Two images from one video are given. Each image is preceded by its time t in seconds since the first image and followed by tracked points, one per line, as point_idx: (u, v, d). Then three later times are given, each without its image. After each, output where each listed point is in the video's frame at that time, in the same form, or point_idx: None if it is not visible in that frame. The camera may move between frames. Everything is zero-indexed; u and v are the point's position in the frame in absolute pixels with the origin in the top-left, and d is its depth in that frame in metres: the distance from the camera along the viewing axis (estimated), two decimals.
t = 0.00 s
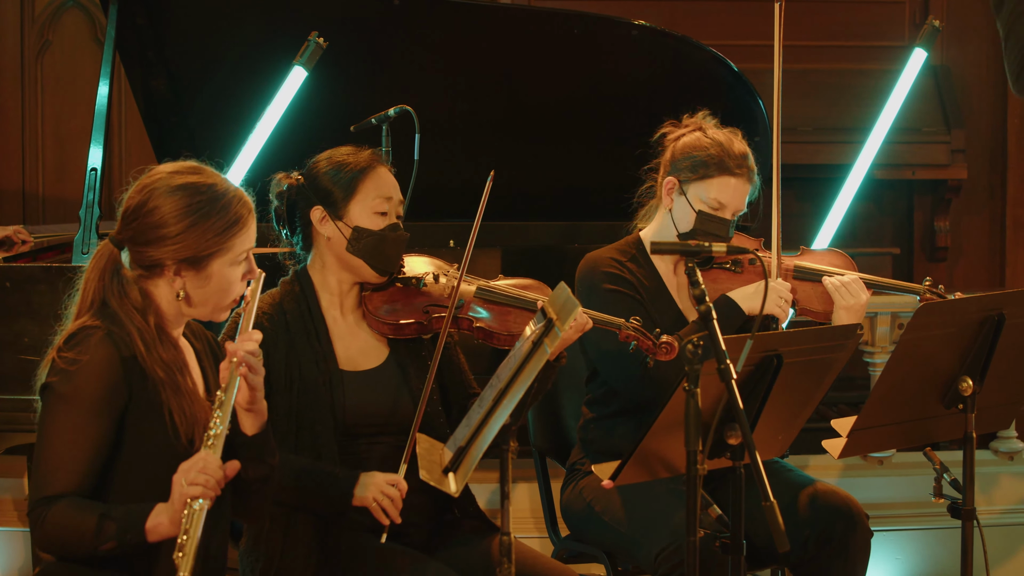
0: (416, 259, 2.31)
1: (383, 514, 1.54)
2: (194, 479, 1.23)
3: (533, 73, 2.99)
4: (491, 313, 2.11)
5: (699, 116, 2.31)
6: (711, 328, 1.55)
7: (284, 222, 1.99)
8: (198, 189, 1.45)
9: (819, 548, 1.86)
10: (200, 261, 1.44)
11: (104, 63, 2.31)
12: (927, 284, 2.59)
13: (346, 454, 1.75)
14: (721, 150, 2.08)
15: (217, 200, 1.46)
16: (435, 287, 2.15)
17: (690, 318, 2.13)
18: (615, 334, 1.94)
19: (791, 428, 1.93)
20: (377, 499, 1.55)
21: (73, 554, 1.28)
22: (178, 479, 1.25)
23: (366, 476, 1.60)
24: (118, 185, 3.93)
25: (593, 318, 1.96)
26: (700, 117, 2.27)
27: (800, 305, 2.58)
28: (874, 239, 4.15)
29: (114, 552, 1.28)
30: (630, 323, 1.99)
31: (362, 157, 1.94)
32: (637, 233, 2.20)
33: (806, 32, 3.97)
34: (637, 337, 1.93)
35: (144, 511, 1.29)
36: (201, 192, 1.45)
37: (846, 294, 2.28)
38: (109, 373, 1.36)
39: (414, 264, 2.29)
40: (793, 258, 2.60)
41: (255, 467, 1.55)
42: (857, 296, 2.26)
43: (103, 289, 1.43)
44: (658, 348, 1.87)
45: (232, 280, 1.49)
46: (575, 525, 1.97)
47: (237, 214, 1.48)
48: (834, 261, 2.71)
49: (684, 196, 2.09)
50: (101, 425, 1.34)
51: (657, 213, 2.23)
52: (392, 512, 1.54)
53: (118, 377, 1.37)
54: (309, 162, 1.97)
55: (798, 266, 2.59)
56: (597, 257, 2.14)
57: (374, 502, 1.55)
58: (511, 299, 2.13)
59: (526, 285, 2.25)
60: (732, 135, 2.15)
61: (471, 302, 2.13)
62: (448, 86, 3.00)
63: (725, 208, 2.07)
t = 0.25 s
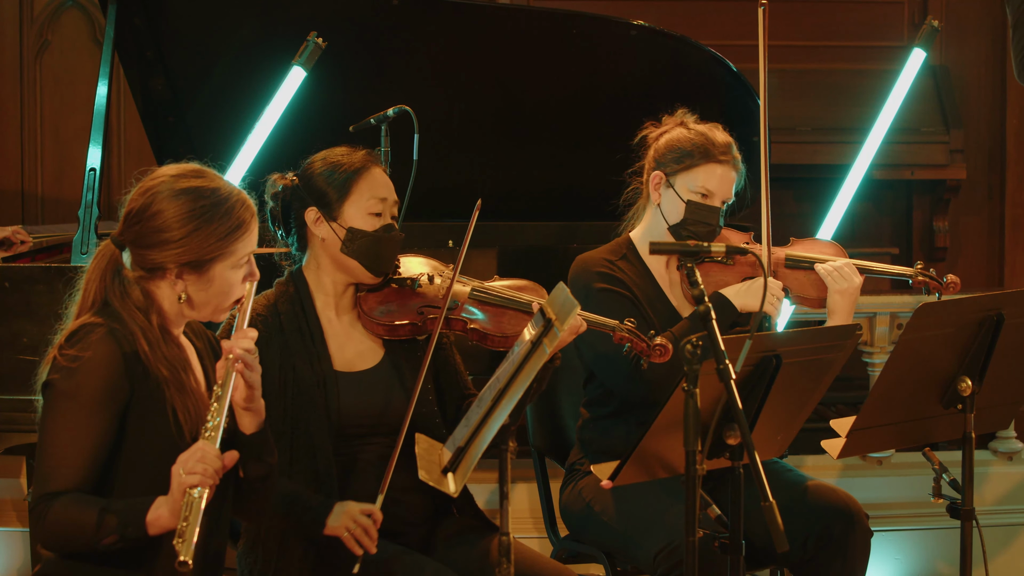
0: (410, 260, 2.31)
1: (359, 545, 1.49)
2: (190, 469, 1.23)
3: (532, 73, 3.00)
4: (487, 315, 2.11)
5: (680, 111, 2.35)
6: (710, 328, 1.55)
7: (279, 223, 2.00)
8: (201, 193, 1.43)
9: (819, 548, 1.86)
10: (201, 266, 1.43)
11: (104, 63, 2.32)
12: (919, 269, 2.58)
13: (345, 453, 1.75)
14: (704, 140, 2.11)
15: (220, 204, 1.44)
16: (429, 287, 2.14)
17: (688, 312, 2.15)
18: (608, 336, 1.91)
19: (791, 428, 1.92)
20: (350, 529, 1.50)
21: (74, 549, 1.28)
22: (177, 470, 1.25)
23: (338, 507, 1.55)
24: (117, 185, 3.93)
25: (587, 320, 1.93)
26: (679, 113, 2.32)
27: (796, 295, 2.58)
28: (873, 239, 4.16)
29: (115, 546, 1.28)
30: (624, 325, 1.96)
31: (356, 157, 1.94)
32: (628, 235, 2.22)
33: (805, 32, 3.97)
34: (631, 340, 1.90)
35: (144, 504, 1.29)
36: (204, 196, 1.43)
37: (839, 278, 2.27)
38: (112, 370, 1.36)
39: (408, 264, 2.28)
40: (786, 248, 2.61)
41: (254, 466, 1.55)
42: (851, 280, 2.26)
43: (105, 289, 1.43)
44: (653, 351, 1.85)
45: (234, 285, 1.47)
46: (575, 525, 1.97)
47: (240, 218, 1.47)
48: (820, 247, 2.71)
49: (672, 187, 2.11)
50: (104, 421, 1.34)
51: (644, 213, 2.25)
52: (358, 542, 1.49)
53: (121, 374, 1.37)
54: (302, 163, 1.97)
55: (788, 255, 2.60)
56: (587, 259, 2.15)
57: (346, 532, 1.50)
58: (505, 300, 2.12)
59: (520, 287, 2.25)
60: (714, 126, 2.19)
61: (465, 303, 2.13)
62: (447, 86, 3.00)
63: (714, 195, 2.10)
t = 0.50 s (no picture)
0: (409, 262, 2.29)
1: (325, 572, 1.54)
2: (189, 466, 1.23)
3: (532, 74, 2.99)
4: (482, 325, 2.11)
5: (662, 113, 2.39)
6: (710, 328, 1.55)
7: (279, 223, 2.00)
8: (202, 194, 1.43)
9: (819, 547, 1.86)
10: (202, 267, 1.42)
11: (105, 63, 2.32)
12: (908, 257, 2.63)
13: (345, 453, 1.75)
14: (689, 135, 2.15)
15: (220, 205, 1.44)
16: (426, 293, 2.12)
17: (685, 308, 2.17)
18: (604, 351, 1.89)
19: (791, 428, 1.92)
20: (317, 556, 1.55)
21: (75, 548, 1.28)
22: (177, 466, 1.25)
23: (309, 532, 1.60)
24: (118, 185, 3.93)
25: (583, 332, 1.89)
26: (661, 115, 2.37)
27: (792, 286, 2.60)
28: (873, 240, 4.16)
29: (116, 545, 1.28)
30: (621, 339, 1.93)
31: (358, 161, 1.94)
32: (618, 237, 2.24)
33: (805, 32, 3.97)
34: (627, 354, 1.87)
35: (145, 502, 1.29)
36: (205, 197, 1.43)
37: (832, 266, 2.30)
38: (114, 370, 1.36)
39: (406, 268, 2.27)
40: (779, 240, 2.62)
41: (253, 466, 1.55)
42: (843, 266, 2.29)
43: (106, 290, 1.43)
44: (648, 367, 1.84)
45: (235, 286, 1.47)
46: (575, 525, 1.97)
47: (240, 219, 1.47)
48: (813, 241, 2.69)
49: (661, 183, 2.14)
50: (106, 420, 1.34)
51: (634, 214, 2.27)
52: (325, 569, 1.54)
53: (123, 374, 1.37)
54: (305, 164, 1.97)
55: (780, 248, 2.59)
56: (580, 260, 2.15)
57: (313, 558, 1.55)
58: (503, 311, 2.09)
59: (517, 296, 2.24)
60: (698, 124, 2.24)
61: (463, 312, 2.11)
62: (447, 86, 3.00)
63: (704, 187, 2.13)
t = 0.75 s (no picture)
0: (420, 269, 2.26)
1: None
2: (185, 466, 1.23)
3: (532, 73, 2.99)
4: (486, 343, 2.11)
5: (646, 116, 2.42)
6: (711, 327, 1.54)
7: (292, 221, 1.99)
8: (206, 195, 1.44)
9: (819, 548, 1.86)
10: (203, 267, 1.42)
11: (105, 62, 2.33)
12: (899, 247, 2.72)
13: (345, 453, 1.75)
14: (676, 132, 2.18)
15: (223, 206, 1.45)
16: (435, 304, 2.09)
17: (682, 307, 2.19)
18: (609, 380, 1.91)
19: (791, 428, 1.92)
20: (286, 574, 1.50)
21: (73, 548, 1.28)
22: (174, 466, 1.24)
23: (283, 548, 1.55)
24: (118, 186, 3.93)
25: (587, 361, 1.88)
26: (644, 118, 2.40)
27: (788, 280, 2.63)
28: (873, 240, 4.16)
29: (114, 545, 1.28)
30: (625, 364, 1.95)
31: (376, 169, 1.92)
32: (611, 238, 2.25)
33: (805, 32, 3.97)
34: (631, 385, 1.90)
35: (143, 502, 1.29)
36: (209, 198, 1.43)
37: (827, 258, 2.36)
38: (114, 370, 1.36)
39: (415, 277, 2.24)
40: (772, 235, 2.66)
41: (251, 467, 1.55)
42: (839, 258, 2.34)
43: (107, 289, 1.43)
44: (651, 400, 1.89)
45: (236, 288, 1.47)
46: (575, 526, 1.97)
47: (243, 220, 1.47)
48: (806, 237, 2.71)
49: (653, 181, 2.16)
50: (105, 421, 1.34)
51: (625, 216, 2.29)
52: None
53: (122, 374, 1.37)
54: (324, 165, 1.96)
55: (774, 243, 2.61)
56: (575, 261, 2.15)
57: None
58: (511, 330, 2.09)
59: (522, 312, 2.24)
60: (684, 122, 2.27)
61: (470, 327, 2.11)
62: (447, 86, 3.00)
63: (695, 181, 2.15)
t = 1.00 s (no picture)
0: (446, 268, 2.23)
1: None
2: (184, 468, 1.23)
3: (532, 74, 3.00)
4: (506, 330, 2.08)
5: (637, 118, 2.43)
6: (711, 327, 1.55)
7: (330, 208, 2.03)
8: (207, 194, 1.44)
9: (818, 548, 1.86)
10: (203, 267, 1.42)
11: (104, 61, 2.33)
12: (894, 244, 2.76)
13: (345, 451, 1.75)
14: (667, 132, 2.20)
15: (223, 205, 1.45)
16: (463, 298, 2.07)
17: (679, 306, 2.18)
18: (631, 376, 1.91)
19: (791, 428, 1.92)
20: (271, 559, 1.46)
21: (72, 549, 1.28)
22: (174, 468, 1.24)
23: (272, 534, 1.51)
24: (118, 185, 3.93)
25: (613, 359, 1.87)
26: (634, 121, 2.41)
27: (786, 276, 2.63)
28: (872, 239, 4.16)
29: (113, 545, 1.28)
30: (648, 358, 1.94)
31: (411, 161, 1.94)
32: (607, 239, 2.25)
33: (805, 32, 3.97)
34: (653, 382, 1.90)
35: (142, 503, 1.29)
36: (209, 197, 1.44)
37: (824, 254, 2.39)
38: (114, 370, 1.36)
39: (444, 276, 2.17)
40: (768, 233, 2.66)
41: (251, 467, 1.55)
42: (836, 254, 2.37)
43: (107, 287, 1.43)
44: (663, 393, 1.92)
45: (235, 287, 1.47)
46: (574, 526, 1.97)
47: (243, 220, 1.47)
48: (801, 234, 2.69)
49: (647, 181, 2.17)
50: (104, 421, 1.34)
51: (620, 217, 2.29)
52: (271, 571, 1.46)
53: (122, 374, 1.37)
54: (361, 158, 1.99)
55: (770, 241, 2.62)
56: (573, 261, 2.15)
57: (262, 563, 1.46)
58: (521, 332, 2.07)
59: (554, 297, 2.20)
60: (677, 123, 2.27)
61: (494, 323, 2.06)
62: (447, 86, 3.00)
63: (689, 179, 2.16)
